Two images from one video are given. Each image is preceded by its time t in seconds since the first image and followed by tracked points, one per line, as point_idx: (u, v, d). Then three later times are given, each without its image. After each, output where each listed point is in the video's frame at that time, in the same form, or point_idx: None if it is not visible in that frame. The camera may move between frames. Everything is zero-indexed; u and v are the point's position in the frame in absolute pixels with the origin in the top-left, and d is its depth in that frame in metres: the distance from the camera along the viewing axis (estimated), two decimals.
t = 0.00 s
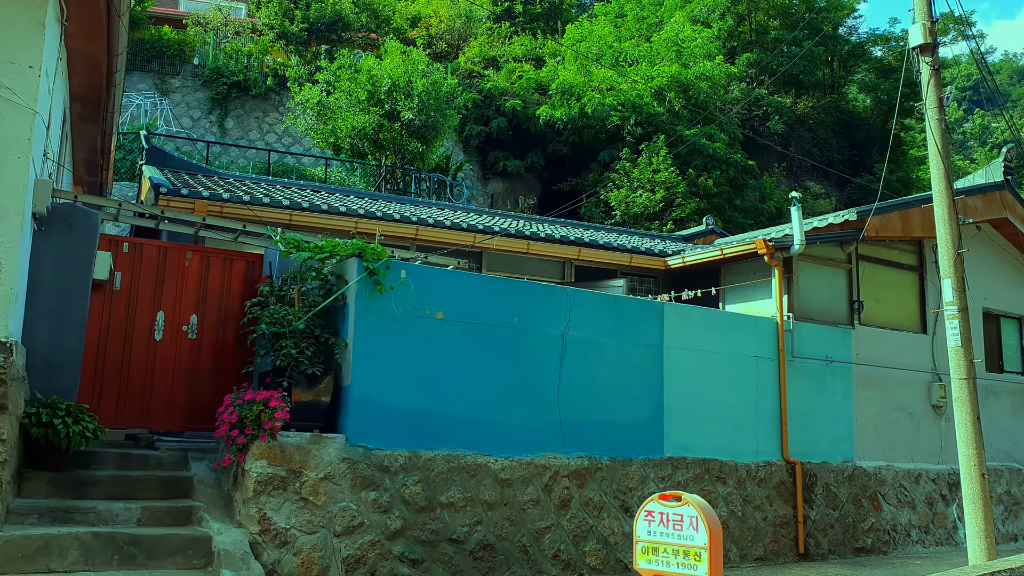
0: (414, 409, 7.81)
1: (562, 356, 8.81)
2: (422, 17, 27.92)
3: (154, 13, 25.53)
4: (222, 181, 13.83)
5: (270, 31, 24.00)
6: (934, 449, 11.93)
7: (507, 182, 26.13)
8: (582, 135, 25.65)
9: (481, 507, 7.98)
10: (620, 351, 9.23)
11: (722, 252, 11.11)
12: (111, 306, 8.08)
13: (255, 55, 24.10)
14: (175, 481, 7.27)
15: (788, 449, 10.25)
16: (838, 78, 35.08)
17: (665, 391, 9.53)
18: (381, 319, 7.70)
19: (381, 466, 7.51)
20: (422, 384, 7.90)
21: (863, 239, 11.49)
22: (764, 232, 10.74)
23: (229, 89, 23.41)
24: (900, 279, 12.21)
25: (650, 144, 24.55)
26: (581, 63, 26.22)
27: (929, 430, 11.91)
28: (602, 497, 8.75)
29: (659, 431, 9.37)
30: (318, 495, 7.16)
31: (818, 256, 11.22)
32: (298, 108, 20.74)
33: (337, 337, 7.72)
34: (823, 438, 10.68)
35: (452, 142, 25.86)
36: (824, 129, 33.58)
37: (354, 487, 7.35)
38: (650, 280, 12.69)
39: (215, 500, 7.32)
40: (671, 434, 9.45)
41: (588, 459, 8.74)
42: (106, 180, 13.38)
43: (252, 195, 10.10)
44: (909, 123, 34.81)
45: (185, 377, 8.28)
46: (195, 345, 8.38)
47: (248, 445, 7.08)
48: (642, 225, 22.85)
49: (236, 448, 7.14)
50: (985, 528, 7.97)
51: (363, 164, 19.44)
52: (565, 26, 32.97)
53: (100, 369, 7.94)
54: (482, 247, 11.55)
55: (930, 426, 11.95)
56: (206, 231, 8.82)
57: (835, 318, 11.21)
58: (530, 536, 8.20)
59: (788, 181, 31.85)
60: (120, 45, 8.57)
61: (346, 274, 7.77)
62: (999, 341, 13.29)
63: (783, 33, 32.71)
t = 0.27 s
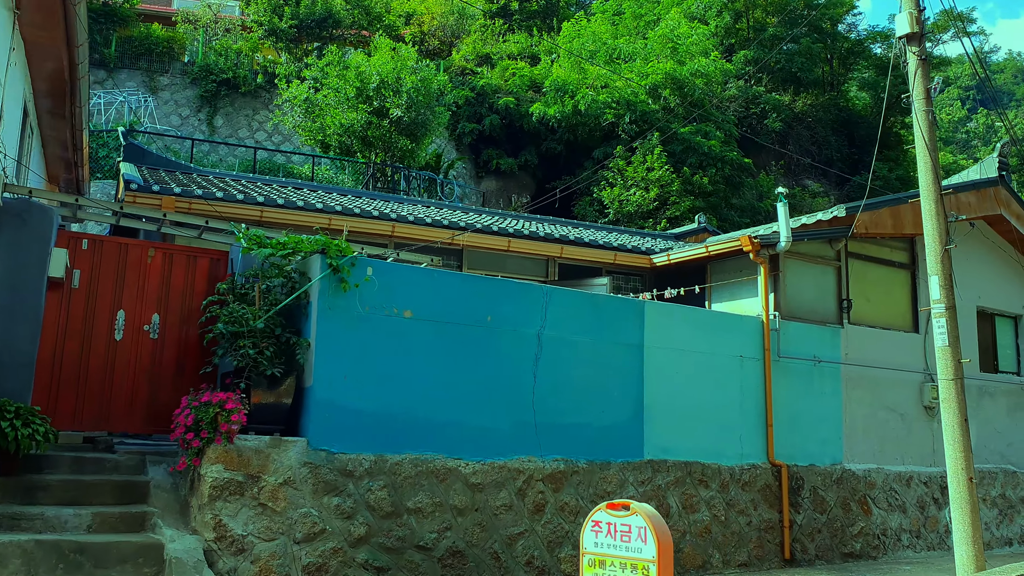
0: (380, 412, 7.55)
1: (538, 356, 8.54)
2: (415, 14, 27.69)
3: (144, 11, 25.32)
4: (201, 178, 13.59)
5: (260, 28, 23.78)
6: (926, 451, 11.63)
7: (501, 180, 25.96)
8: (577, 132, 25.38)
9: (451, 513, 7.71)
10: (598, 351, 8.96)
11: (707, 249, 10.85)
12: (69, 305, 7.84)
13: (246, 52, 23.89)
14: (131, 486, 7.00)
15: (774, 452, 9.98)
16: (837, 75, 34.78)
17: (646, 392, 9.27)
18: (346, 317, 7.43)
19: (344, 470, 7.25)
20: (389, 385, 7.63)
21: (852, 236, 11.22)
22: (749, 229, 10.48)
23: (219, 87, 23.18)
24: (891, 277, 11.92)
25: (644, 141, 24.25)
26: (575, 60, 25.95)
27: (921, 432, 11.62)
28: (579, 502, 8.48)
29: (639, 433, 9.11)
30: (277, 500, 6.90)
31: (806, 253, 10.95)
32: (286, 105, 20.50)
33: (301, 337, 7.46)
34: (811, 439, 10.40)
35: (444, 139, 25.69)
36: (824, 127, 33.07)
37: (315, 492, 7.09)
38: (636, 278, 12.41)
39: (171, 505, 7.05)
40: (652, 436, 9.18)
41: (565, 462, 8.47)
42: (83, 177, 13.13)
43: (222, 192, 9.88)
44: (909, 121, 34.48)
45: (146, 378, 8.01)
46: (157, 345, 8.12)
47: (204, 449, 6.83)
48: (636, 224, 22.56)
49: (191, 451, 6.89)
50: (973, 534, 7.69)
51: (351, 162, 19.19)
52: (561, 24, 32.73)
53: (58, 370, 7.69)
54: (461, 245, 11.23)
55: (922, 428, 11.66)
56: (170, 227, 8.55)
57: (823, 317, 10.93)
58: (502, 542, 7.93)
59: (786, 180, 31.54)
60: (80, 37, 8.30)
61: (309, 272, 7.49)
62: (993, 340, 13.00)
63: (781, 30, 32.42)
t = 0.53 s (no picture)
0: (346, 406, 7.29)
1: (513, 349, 8.27)
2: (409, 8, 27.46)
3: (134, 5, 25.11)
4: (181, 170, 13.35)
5: (252, 22, 23.55)
6: (919, 448, 11.34)
7: (495, 175, 25.83)
8: (572, 127, 25.09)
9: (420, 511, 7.44)
10: (577, 344, 8.70)
11: (693, 241, 10.58)
12: (27, 294, 7.58)
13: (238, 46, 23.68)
14: (85, 482, 6.73)
15: (760, 448, 9.71)
16: (838, 69, 34.40)
17: (627, 386, 9.01)
18: (310, 308, 7.18)
19: (308, 466, 7.00)
20: (356, 378, 7.37)
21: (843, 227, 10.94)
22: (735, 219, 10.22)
23: (209, 81, 22.95)
24: (884, 270, 11.63)
25: (640, 135, 23.92)
26: (569, 53, 25.63)
27: (914, 427, 11.32)
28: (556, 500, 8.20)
29: (619, 429, 8.85)
30: (235, 497, 6.63)
31: (795, 245, 10.66)
32: (274, 98, 20.21)
33: (263, 328, 7.21)
34: (798, 436, 10.13)
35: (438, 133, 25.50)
36: (823, 121, 32.82)
37: (277, 489, 6.82)
38: (623, 270, 12.12)
39: (126, 502, 6.79)
40: (632, 431, 8.92)
41: (540, 458, 8.20)
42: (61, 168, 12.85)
43: (192, 182, 9.66)
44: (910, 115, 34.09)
45: (108, 370, 7.76)
46: (119, 336, 7.87)
47: (159, 444, 6.58)
48: (631, 219, 22.25)
49: (146, 446, 6.62)
50: (961, 533, 7.44)
51: (339, 156, 18.93)
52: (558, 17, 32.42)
53: (13, 361, 7.44)
54: (440, 236, 10.89)
55: (915, 423, 11.35)
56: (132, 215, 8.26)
57: (813, 310, 10.66)
58: (474, 541, 7.67)
59: (785, 175, 31.22)
60: (40, 15, 8.04)
61: (272, 260, 7.24)
62: (989, 334, 12.70)
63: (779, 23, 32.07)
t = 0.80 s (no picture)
0: (307, 405, 7.05)
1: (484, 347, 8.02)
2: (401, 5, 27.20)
3: (124, 2, 24.92)
4: (159, 165, 13.12)
5: (241, 18, 23.33)
6: (909, 449, 11.07)
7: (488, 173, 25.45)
8: (565, 124, 24.81)
9: (384, 513, 7.19)
10: (551, 341, 8.45)
11: (675, 236, 10.34)
12: None
13: (227, 44, 23.46)
14: (32, 484, 6.49)
15: (742, 448, 9.47)
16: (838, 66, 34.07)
17: (603, 385, 8.75)
18: (268, 304, 6.94)
19: (265, 467, 6.76)
20: (317, 376, 7.13)
21: (830, 222, 10.68)
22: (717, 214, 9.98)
23: (198, 78, 22.73)
24: (873, 266, 11.36)
25: (634, 133, 23.64)
26: (563, 49, 25.32)
27: (903, 428, 11.05)
28: (528, 502, 7.95)
29: (595, 429, 8.60)
30: (188, 500, 6.38)
31: (780, 240, 10.41)
32: (261, 95, 19.97)
33: (220, 325, 6.98)
34: (782, 436, 9.88)
35: (430, 129, 25.37)
36: (823, 119, 31.99)
37: (231, 491, 6.58)
38: (606, 267, 11.87)
39: (74, 505, 6.54)
40: (608, 432, 8.68)
41: (512, 459, 7.95)
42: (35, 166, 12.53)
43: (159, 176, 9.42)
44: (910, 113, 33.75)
45: (64, 370, 7.28)
46: (77, 334, 7.40)
47: (108, 444, 6.34)
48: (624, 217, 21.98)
49: (95, 447, 6.36)
50: (944, 535, 7.19)
51: (326, 153, 18.70)
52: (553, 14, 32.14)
53: None
54: (416, 232, 10.62)
55: (905, 423, 11.08)
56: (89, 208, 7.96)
57: (798, 307, 10.41)
58: (441, 545, 7.42)
59: (783, 173, 30.93)
60: None
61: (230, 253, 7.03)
62: (982, 332, 12.42)
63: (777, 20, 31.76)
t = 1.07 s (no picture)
0: (263, 400, 6.82)
1: (451, 341, 7.76)
2: None
3: None
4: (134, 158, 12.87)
5: (229, 13, 23.09)
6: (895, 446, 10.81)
7: (480, 169, 25.04)
8: (557, 119, 24.46)
9: (342, 512, 6.95)
10: (521, 335, 8.20)
11: (653, 229, 10.11)
12: None
13: (215, 38, 23.21)
14: None
15: (721, 445, 9.23)
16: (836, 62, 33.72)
17: (576, 380, 8.50)
18: (221, 295, 6.71)
19: (216, 465, 6.51)
20: (273, 370, 6.89)
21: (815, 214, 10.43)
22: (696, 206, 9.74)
23: (185, 73, 22.47)
24: (860, 260, 11.10)
25: (625, 128, 23.34)
26: (554, 43, 25.03)
27: (888, 425, 10.79)
28: (495, 500, 7.70)
29: (567, 426, 8.35)
30: (134, 498, 6.12)
31: (762, 233, 10.16)
32: (246, 89, 19.69)
33: (171, 317, 6.76)
34: (763, 433, 9.64)
35: (419, 125, 25.12)
36: (819, 115, 31.49)
37: (181, 489, 6.33)
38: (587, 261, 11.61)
39: (16, 503, 6.26)
40: (581, 428, 8.44)
41: (479, 456, 7.70)
42: None
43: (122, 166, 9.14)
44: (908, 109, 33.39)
45: (16, 363, 6.73)
46: (28, 326, 6.83)
47: (51, 440, 6.09)
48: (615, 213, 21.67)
49: (36, 443, 6.12)
50: (922, 535, 6.94)
51: (311, 148, 18.44)
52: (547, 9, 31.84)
53: None
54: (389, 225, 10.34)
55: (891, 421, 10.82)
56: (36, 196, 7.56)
57: (780, 301, 10.17)
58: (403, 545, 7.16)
59: (779, 170, 30.63)
60: None
61: (182, 242, 6.85)
62: (972, 328, 12.15)
63: (773, 15, 31.44)
